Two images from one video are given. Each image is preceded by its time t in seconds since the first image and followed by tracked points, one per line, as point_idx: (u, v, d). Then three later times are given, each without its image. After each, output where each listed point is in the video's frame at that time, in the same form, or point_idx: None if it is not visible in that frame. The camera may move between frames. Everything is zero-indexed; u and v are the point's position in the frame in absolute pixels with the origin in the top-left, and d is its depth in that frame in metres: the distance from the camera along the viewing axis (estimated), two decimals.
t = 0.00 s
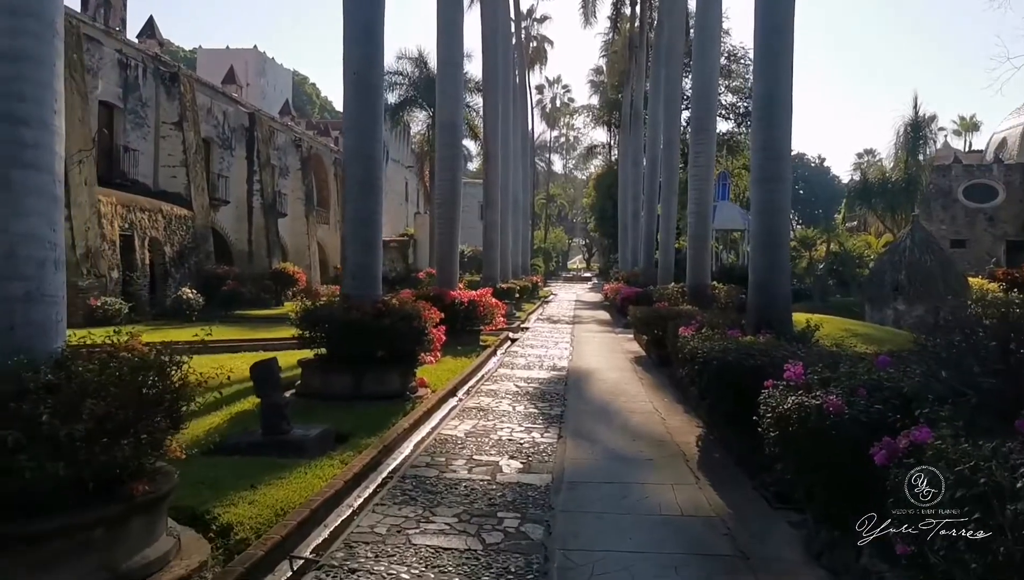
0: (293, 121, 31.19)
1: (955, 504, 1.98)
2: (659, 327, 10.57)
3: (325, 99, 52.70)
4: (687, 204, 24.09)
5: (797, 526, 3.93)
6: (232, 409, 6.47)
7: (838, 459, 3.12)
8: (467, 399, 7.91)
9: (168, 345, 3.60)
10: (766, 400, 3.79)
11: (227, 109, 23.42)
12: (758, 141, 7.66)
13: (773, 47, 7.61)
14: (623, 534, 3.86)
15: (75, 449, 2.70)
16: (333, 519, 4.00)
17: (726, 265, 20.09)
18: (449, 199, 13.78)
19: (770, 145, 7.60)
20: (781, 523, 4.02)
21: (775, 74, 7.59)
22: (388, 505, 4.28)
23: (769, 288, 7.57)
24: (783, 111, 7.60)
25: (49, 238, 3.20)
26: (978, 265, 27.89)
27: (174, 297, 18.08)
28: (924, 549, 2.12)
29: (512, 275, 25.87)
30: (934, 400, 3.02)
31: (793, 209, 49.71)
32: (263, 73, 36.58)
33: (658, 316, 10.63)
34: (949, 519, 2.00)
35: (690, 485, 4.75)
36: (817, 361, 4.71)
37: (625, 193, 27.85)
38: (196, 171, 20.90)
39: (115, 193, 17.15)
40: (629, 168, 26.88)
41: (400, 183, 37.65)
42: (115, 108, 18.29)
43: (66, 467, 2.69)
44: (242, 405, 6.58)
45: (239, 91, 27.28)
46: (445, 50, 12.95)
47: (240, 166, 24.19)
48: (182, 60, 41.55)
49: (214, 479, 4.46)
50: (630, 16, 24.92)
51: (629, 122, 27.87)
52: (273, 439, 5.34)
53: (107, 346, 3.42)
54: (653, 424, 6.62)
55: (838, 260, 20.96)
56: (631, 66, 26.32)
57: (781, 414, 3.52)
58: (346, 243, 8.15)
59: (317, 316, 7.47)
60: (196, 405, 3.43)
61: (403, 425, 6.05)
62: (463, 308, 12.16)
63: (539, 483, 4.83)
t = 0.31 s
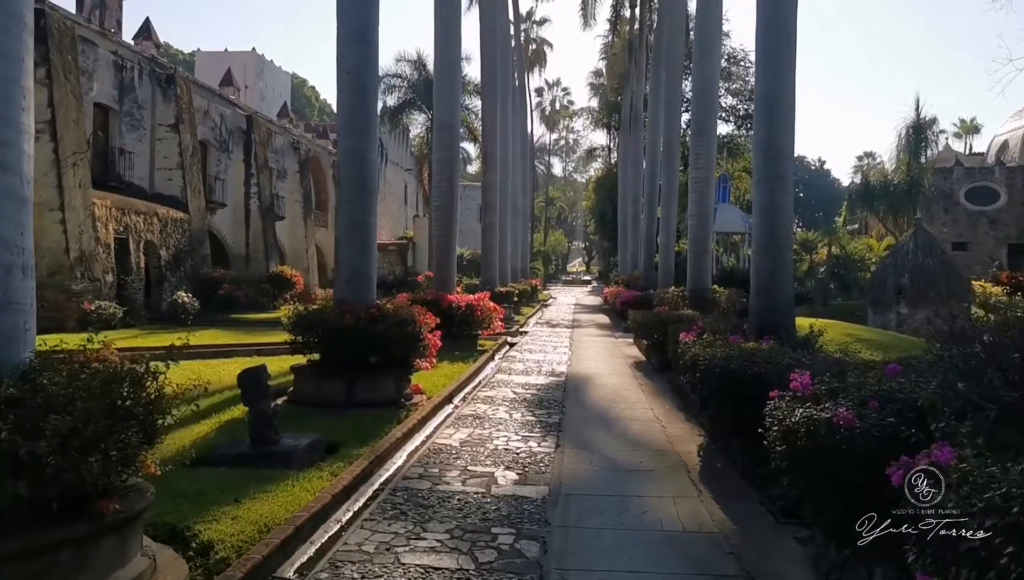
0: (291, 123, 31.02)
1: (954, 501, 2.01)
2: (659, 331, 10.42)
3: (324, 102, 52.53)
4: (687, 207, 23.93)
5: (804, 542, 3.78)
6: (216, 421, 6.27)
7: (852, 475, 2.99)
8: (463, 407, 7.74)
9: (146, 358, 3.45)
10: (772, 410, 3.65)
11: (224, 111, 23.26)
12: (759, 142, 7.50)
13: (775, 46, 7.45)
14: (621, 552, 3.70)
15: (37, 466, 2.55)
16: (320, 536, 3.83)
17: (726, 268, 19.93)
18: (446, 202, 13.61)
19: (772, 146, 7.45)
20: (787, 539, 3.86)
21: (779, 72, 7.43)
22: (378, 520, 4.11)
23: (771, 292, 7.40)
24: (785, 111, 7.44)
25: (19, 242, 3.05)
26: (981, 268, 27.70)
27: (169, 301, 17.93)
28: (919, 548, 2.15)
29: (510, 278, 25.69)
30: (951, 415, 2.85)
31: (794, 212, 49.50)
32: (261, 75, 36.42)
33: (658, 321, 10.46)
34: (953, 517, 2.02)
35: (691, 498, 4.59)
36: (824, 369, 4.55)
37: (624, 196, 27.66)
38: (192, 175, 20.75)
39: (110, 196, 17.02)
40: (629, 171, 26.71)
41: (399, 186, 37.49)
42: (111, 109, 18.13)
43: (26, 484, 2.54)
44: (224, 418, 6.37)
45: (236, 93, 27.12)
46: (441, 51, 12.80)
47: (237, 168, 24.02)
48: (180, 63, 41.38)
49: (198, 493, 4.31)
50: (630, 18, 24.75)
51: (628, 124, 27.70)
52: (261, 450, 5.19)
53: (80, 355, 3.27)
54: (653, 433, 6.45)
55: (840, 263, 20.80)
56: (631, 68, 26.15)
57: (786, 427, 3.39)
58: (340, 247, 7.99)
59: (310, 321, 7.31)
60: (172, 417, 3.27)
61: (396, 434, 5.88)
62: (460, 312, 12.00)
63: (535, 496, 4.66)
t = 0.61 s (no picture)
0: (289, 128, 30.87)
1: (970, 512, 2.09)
2: (660, 338, 10.25)
3: (324, 107, 52.39)
4: (688, 213, 23.79)
5: (814, 562, 3.61)
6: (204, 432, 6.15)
7: (869, 495, 2.86)
8: (460, 415, 7.57)
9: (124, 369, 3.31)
10: (783, 425, 3.50)
11: (221, 115, 23.12)
12: (762, 146, 7.35)
13: (779, 48, 7.29)
14: (621, 573, 3.52)
15: None
16: (307, 556, 3.67)
17: (727, 274, 19.78)
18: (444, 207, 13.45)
19: (775, 150, 7.29)
20: (796, 558, 3.69)
21: (782, 74, 7.28)
22: (369, 539, 3.93)
23: (775, 299, 7.24)
24: (789, 114, 7.28)
25: None
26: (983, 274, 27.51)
27: (165, 306, 17.80)
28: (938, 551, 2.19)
29: (510, 284, 25.52)
30: (975, 433, 2.71)
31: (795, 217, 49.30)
32: (260, 79, 36.28)
33: (659, 327, 10.29)
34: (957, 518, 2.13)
35: (695, 515, 4.41)
36: (834, 381, 4.38)
37: (624, 201, 27.50)
38: (189, 179, 20.56)
39: (106, 201, 16.89)
40: (629, 176, 26.54)
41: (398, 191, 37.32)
42: (107, 113, 17.99)
43: None
44: (212, 428, 6.25)
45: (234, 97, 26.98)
46: (439, 54, 12.67)
47: (235, 173, 23.87)
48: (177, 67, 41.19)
49: (182, 509, 4.16)
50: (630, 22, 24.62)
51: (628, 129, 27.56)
52: (250, 462, 5.03)
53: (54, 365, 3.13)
54: (654, 444, 6.27)
55: (842, 269, 20.65)
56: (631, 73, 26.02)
57: (798, 443, 3.24)
58: (334, 252, 7.83)
59: (304, 328, 7.14)
60: (149, 433, 3.12)
61: (389, 446, 5.70)
62: (457, 318, 11.83)
63: (533, 512, 4.48)
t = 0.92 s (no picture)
0: (288, 133, 30.70)
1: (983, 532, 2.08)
2: (661, 345, 10.08)
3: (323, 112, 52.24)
4: (688, 218, 23.62)
5: None
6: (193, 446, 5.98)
7: (885, 508, 2.72)
8: (458, 425, 7.39)
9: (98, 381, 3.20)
10: (797, 440, 3.34)
11: (219, 120, 22.95)
12: (767, 150, 7.20)
13: (784, 50, 7.15)
14: None
15: None
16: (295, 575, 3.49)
17: (729, 279, 19.61)
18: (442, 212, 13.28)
19: (780, 153, 7.14)
20: (811, 578, 3.51)
21: (787, 76, 7.13)
22: (363, 557, 3.75)
23: (781, 305, 7.07)
24: (795, 117, 7.13)
25: None
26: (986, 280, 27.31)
27: (162, 312, 17.62)
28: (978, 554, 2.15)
29: (510, 290, 25.35)
30: (1004, 449, 2.56)
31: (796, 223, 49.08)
32: (259, 84, 36.15)
33: (661, 334, 10.10)
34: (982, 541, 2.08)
35: (702, 530, 4.23)
36: (848, 392, 4.21)
37: (624, 207, 27.30)
38: (186, 184, 20.37)
39: (101, 206, 16.74)
40: (630, 181, 26.37)
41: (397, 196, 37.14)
42: (103, 118, 17.84)
43: None
44: (201, 441, 6.07)
45: (232, 102, 26.83)
46: (438, 56, 12.52)
47: (233, 177, 23.70)
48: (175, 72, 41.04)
49: (165, 525, 3.99)
50: (630, 27, 24.47)
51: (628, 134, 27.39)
52: (239, 474, 4.86)
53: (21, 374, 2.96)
54: (658, 454, 6.09)
55: (844, 274, 20.48)
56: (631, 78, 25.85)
57: (812, 457, 3.09)
58: (329, 257, 7.66)
59: (298, 335, 6.97)
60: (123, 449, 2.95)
61: (385, 457, 5.51)
62: (456, 324, 11.66)
63: (533, 527, 4.30)
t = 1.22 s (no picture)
0: (287, 144, 30.58)
1: None
2: (663, 359, 9.87)
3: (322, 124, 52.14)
4: (689, 231, 23.46)
5: None
6: (178, 469, 5.77)
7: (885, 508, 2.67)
8: (456, 442, 7.19)
9: (68, 401, 3.03)
10: (813, 466, 3.21)
11: (217, 131, 22.82)
12: (772, 159, 7.04)
13: (787, 55, 7.00)
14: None
15: None
16: None
17: (730, 291, 19.42)
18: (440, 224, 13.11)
19: (785, 164, 6.98)
20: None
21: (792, 83, 6.98)
22: None
23: (786, 319, 6.89)
24: (800, 127, 6.97)
25: None
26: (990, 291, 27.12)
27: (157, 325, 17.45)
28: None
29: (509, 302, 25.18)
30: None
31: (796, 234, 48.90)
32: (259, 96, 36.10)
33: (663, 348, 9.91)
34: None
35: (709, 558, 4.04)
36: (861, 414, 4.03)
37: (623, 218, 27.14)
38: (183, 196, 20.23)
39: (97, 217, 16.58)
40: (630, 193, 26.22)
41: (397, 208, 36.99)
42: (100, 129, 17.71)
43: None
44: (188, 463, 5.87)
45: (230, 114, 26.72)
46: (436, 65, 12.40)
47: (231, 189, 23.56)
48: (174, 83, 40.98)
49: (146, 552, 3.82)
50: (630, 39, 24.37)
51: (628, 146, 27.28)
52: (225, 497, 4.68)
53: None
54: (662, 474, 5.88)
55: (847, 287, 20.31)
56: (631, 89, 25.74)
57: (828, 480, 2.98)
58: (323, 270, 7.48)
59: (290, 350, 6.78)
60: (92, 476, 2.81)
61: (378, 478, 5.31)
62: (454, 338, 11.46)
63: (532, 554, 4.09)
